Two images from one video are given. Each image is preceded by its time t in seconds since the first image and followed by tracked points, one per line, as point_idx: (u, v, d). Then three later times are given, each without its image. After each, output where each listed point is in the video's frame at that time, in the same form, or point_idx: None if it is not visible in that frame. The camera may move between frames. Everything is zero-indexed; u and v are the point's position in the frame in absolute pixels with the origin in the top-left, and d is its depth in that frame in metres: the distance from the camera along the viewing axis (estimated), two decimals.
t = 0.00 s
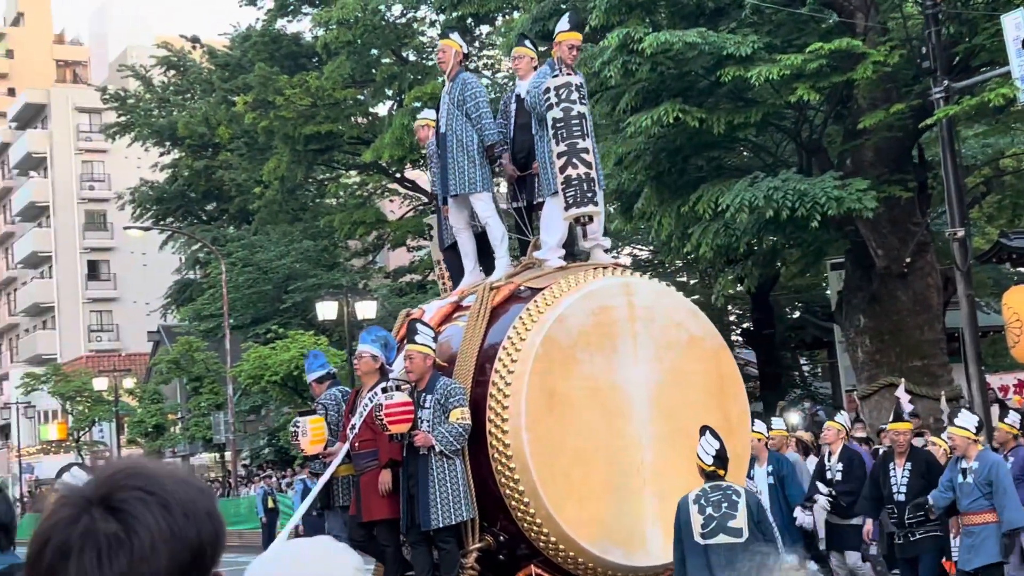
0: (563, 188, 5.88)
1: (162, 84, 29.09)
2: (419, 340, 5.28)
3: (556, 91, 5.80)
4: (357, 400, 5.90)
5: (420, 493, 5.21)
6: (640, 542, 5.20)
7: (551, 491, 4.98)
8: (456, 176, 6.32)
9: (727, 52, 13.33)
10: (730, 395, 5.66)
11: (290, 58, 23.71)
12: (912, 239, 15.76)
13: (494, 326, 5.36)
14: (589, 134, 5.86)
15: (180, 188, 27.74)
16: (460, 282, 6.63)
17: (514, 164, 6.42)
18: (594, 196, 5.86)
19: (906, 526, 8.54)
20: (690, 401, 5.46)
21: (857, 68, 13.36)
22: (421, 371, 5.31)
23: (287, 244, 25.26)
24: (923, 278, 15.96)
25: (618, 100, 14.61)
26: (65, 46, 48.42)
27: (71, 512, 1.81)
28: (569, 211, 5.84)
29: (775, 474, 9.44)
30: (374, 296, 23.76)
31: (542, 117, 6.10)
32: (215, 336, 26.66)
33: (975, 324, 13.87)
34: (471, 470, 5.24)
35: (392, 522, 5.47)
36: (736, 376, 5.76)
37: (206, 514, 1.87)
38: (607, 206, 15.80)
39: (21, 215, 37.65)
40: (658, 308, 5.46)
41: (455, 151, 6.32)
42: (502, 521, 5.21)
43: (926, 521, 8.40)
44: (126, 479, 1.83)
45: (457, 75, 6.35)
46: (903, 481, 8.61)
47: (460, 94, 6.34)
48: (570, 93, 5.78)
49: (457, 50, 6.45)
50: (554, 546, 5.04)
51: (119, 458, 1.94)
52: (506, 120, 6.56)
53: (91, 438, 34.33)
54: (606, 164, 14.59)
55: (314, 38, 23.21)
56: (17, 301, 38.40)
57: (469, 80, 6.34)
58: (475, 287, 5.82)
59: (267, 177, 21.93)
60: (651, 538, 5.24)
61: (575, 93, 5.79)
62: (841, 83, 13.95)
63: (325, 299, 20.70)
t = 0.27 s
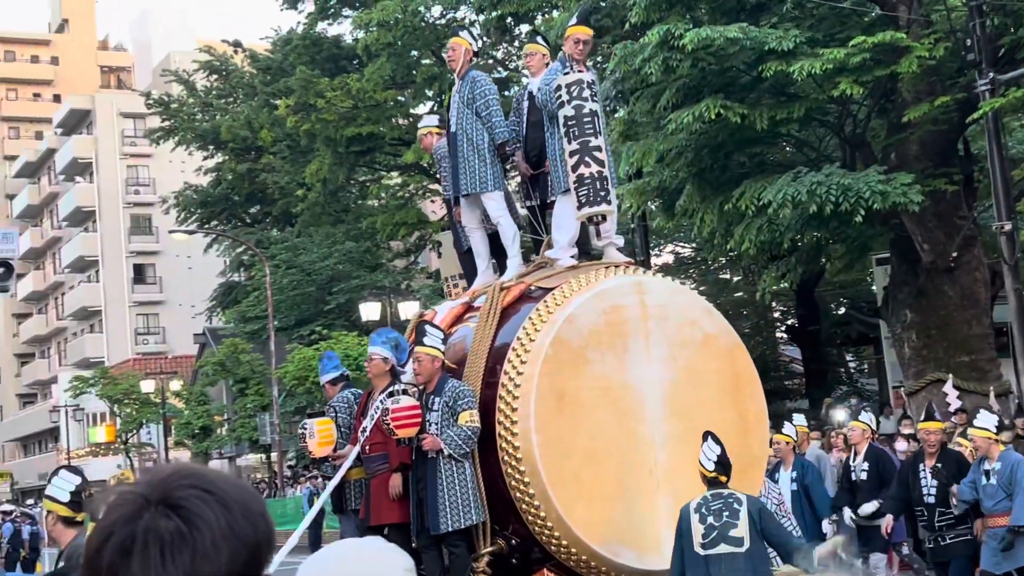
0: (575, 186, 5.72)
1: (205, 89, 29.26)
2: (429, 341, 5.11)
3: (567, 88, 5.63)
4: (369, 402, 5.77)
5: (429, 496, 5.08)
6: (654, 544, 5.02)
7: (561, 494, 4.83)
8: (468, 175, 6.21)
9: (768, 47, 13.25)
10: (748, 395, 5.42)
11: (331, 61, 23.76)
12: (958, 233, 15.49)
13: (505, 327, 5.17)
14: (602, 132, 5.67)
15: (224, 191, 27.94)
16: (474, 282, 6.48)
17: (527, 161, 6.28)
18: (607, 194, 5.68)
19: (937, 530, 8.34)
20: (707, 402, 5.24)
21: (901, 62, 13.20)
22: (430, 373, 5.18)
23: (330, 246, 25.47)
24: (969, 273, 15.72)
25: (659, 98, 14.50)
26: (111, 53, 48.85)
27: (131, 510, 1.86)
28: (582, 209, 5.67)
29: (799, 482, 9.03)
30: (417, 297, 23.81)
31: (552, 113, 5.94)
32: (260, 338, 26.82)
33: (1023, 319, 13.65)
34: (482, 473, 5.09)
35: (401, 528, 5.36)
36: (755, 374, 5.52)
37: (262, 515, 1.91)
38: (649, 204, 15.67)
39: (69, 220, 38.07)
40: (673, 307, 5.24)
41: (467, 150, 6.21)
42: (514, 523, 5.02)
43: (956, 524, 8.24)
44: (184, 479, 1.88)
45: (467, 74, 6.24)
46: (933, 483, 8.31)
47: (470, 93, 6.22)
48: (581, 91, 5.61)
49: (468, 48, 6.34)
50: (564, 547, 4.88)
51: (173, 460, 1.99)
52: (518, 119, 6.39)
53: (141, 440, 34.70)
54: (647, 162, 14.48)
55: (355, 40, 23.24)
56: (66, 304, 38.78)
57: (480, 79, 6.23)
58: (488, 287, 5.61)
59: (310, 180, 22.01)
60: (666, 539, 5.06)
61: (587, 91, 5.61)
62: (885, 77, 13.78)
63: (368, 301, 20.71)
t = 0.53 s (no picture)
0: (582, 187, 5.52)
1: (245, 94, 29.38)
2: (434, 345, 5.05)
3: (575, 86, 5.49)
4: (376, 405, 5.67)
5: (435, 502, 4.97)
6: (661, 547, 5.00)
7: (569, 498, 4.78)
8: (474, 175, 5.95)
9: (808, 43, 13.13)
10: (757, 395, 5.37)
11: (370, 64, 23.80)
12: (1003, 228, 15.24)
13: (511, 330, 5.12)
14: (610, 132, 5.52)
15: (265, 195, 28.04)
16: (482, 286, 6.23)
17: (537, 161, 6.05)
18: (616, 194, 5.46)
19: (967, 527, 8.16)
20: (716, 403, 5.20)
21: (944, 56, 13.05)
22: (434, 377, 5.11)
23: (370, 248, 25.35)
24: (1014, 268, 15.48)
25: (698, 96, 14.39)
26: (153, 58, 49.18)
27: (185, 519, 1.86)
28: (589, 210, 5.47)
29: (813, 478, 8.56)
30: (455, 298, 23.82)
31: (559, 110, 5.69)
32: (301, 340, 26.92)
33: None
34: (488, 476, 5.01)
35: (410, 533, 5.23)
36: (766, 374, 5.48)
37: (311, 523, 1.92)
38: (688, 202, 15.52)
39: (112, 225, 38.39)
40: (680, 308, 5.21)
41: (473, 150, 5.96)
42: (523, 527, 4.96)
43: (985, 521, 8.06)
44: (237, 488, 1.88)
45: (474, 72, 6.02)
46: (965, 480, 8.21)
47: (479, 92, 6.00)
48: (589, 90, 5.47)
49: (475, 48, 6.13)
50: (572, 552, 4.84)
51: (222, 469, 1.99)
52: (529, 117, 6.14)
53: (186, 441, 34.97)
54: (686, 160, 14.34)
55: (393, 43, 23.26)
56: (110, 308, 39.10)
57: (487, 78, 6.01)
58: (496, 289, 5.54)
59: (350, 182, 22.04)
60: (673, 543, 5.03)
61: (594, 89, 5.47)
62: (926, 71, 13.64)
63: (408, 303, 20.65)
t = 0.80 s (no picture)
0: (590, 189, 5.47)
1: (282, 99, 29.52)
2: (438, 349, 4.95)
3: (580, 88, 5.45)
4: (383, 411, 5.65)
5: (440, 508, 4.92)
6: (675, 556, 4.80)
7: (577, 504, 4.62)
8: (483, 175, 5.85)
9: (846, 40, 13.07)
10: (774, 399, 5.17)
11: (406, 67, 23.86)
12: None
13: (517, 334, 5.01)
14: (616, 132, 5.47)
15: (303, 200, 28.17)
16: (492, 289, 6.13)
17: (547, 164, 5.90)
18: (623, 195, 5.40)
19: (989, 534, 8.03)
20: (730, 405, 5.01)
21: (984, 52, 12.91)
22: (440, 381, 5.01)
23: (408, 249, 24.98)
24: None
25: (734, 95, 14.34)
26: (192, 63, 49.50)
27: (247, 517, 1.91)
28: (597, 212, 5.40)
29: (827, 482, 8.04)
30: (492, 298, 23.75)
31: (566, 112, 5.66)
32: (340, 342, 26.99)
33: None
34: (495, 481, 4.92)
35: (417, 538, 5.19)
36: (781, 377, 5.26)
37: (360, 520, 1.98)
38: (726, 202, 15.43)
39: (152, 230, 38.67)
40: (693, 308, 5.02)
41: (481, 151, 5.88)
42: (531, 533, 4.82)
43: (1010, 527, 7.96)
44: (297, 490, 1.95)
45: (485, 74, 5.96)
46: (986, 485, 8.13)
47: (486, 94, 5.94)
48: (595, 89, 5.43)
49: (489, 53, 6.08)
50: (581, 560, 4.68)
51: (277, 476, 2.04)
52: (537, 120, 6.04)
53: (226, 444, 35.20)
54: (724, 160, 14.26)
55: (430, 46, 23.32)
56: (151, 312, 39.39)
57: (497, 79, 5.94)
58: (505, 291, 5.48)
59: (387, 185, 22.11)
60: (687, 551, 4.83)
61: (600, 90, 5.44)
62: (965, 67, 13.52)
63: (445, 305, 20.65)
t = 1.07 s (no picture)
0: (601, 191, 5.37)
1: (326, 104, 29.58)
2: (446, 355, 4.93)
3: (592, 89, 5.38)
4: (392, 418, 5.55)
5: (451, 515, 4.84)
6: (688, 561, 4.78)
7: (587, 512, 4.63)
8: (496, 178, 5.79)
9: (892, 38, 12.91)
10: (790, 403, 5.14)
11: (448, 71, 23.87)
12: None
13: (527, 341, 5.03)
14: (628, 133, 5.38)
15: (347, 203, 28.15)
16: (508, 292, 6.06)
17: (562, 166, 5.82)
18: (634, 197, 5.29)
19: (1008, 537, 7.73)
20: (744, 409, 4.98)
21: None
22: (449, 387, 4.99)
23: (451, 253, 24.85)
24: None
25: (779, 95, 14.23)
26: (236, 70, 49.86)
27: (322, 519, 1.89)
28: (607, 214, 5.30)
29: (849, 485, 8.34)
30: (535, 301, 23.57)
31: (577, 114, 5.58)
32: (384, 346, 27.03)
33: None
34: (505, 487, 4.91)
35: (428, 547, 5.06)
36: (798, 380, 5.22)
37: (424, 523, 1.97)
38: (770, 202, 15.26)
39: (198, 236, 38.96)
40: (706, 312, 4.99)
41: (495, 153, 5.83)
42: (544, 540, 4.80)
43: None
44: (370, 494, 1.94)
45: (498, 77, 5.90)
46: (1004, 487, 7.75)
47: (499, 97, 5.88)
48: (606, 90, 5.35)
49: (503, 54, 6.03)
50: (592, 566, 4.68)
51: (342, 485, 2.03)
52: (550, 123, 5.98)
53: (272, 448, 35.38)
54: (769, 160, 14.13)
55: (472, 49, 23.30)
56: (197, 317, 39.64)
57: (510, 82, 5.88)
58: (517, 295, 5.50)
59: (430, 189, 22.10)
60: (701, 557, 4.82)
61: (612, 90, 5.36)
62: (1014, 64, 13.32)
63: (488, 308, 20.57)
